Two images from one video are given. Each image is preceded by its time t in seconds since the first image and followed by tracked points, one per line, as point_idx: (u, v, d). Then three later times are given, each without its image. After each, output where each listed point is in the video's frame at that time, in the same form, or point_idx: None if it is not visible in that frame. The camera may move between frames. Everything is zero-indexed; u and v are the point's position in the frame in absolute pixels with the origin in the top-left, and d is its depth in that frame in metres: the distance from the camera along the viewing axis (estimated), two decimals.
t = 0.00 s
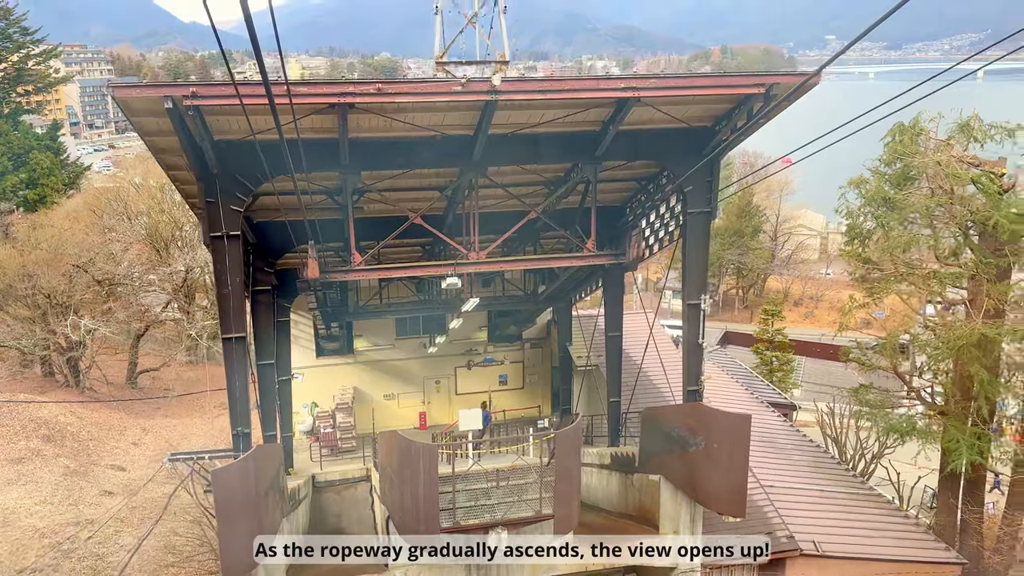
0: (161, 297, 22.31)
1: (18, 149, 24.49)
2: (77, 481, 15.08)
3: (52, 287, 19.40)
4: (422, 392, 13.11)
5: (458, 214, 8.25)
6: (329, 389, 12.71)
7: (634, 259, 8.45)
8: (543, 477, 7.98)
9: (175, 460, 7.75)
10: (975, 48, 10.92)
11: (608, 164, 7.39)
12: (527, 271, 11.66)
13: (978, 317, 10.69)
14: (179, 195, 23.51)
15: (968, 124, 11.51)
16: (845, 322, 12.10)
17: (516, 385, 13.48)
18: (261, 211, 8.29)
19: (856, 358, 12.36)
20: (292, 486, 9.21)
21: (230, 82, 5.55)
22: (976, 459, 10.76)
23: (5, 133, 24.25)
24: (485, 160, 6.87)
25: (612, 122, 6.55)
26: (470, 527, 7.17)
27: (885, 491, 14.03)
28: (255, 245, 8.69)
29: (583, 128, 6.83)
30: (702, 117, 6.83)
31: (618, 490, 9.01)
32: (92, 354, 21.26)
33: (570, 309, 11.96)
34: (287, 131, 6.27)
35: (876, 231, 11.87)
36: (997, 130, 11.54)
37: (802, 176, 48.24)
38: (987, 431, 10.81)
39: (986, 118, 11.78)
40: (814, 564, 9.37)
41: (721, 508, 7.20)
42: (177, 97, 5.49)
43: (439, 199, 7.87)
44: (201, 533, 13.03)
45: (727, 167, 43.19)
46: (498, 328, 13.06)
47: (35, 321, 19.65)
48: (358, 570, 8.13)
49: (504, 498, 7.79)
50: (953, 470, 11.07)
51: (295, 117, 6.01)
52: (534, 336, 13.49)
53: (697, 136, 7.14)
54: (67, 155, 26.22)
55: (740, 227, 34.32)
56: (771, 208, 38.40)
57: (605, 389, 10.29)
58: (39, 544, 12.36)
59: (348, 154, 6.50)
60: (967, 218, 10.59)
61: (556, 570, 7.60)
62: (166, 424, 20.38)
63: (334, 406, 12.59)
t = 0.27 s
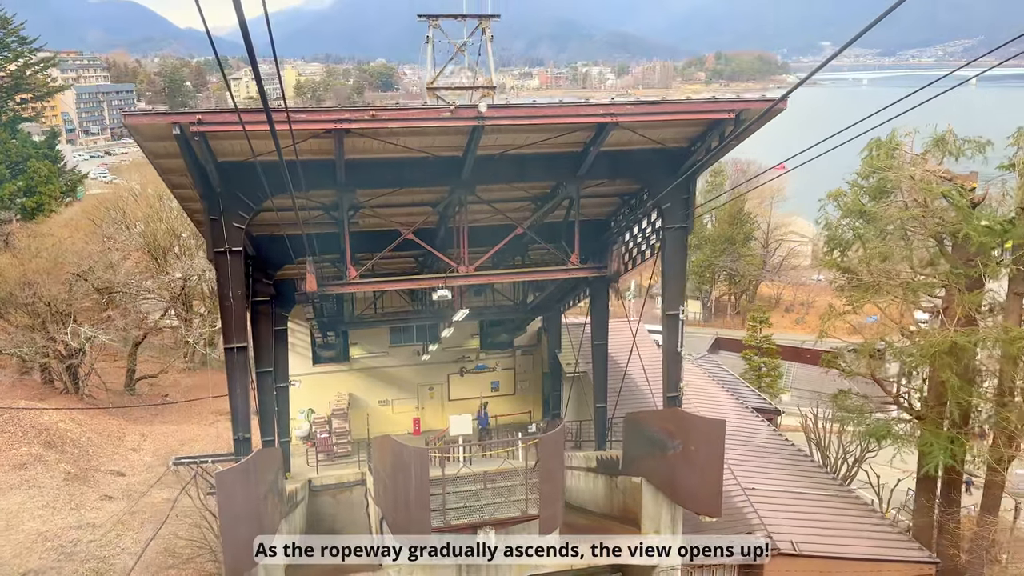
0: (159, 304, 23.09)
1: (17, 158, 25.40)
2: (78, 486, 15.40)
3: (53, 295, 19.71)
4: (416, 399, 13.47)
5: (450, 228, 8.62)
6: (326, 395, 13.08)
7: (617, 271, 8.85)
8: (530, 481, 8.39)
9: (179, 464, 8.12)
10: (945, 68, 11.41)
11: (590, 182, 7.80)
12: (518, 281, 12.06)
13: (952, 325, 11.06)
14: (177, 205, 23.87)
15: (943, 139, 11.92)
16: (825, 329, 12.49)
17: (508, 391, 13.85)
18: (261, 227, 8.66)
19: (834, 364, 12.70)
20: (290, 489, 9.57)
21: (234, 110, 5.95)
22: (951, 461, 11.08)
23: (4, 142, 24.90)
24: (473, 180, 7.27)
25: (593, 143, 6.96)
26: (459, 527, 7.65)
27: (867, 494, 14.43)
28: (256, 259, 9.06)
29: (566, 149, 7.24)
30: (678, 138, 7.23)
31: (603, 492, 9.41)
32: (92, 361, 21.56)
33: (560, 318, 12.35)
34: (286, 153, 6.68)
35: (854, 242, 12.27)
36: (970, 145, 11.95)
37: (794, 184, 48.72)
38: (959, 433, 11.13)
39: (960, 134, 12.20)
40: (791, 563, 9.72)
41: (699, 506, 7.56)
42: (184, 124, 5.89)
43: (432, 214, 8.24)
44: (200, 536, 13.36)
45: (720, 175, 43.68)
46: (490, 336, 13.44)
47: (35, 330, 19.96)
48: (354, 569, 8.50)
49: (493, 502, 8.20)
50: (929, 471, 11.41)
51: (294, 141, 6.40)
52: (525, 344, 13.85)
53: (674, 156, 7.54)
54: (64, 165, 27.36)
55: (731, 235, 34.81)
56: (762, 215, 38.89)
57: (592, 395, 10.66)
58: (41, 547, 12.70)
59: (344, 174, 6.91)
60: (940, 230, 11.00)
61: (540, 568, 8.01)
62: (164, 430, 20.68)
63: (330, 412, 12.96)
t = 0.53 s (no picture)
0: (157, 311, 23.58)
1: (18, 167, 26.08)
2: (81, 491, 15.74)
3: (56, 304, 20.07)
4: (412, 405, 13.83)
5: (443, 241, 9.04)
6: (324, 402, 13.46)
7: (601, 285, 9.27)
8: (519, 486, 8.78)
9: (185, 468, 8.49)
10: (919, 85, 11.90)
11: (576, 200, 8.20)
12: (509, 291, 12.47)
13: (928, 333, 11.48)
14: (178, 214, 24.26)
15: (920, 154, 12.37)
16: (809, 337, 12.90)
17: (501, 398, 14.21)
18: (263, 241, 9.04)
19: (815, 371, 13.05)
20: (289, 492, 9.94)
21: (239, 135, 6.35)
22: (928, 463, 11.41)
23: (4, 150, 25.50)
24: (464, 198, 7.67)
25: (579, 163, 7.37)
26: (450, 528, 8.06)
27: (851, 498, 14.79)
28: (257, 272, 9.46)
29: (552, 168, 7.63)
30: (658, 159, 7.64)
31: (590, 494, 9.78)
32: (93, 369, 21.88)
33: (551, 326, 12.75)
34: (287, 174, 7.07)
35: (835, 253, 12.72)
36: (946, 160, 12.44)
37: (787, 191, 49.25)
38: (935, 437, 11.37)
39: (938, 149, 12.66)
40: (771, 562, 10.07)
41: (680, 509, 8.06)
42: (192, 148, 6.29)
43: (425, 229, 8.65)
44: (201, 539, 13.69)
45: (715, 182, 44.25)
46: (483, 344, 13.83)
47: (37, 338, 20.27)
48: (352, 569, 8.85)
49: (484, 507, 8.59)
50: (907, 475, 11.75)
51: (295, 163, 6.80)
52: (518, 351, 14.23)
53: (655, 175, 7.94)
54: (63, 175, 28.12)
55: (725, 241, 35.36)
56: (756, 222, 39.36)
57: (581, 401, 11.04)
58: (46, 550, 13.03)
59: (342, 193, 7.32)
60: (916, 242, 11.41)
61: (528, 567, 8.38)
62: (165, 436, 21.01)
63: (328, 418, 13.33)
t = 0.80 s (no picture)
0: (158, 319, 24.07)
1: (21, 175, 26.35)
2: (85, 497, 16.08)
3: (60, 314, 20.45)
4: (409, 412, 14.17)
5: (437, 255, 9.42)
6: (323, 409, 13.84)
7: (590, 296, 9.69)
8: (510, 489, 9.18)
9: (191, 473, 8.88)
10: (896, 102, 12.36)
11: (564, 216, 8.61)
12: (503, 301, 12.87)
13: (908, 341, 11.86)
14: (180, 224, 24.68)
15: (901, 167, 12.81)
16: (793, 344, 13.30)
17: (496, 405, 14.54)
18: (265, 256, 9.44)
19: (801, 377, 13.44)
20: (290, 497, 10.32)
21: (246, 160, 6.76)
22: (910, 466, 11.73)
23: (7, 160, 25.62)
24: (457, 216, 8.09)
25: (567, 181, 7.77)
26: (444, 530, 8.50)
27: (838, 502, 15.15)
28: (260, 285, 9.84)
29: (541, 187, 8.04)
30: (643, 178, 8.04)
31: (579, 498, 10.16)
32: (95, 377, 22.23)
33: (544, 334, 13.12)
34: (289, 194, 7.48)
35: (819, 264, 13.15)
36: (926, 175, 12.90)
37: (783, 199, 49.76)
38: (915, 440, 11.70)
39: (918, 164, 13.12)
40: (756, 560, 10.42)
41: (665, 510, 8.52)
42: (201, 172, 6.70)
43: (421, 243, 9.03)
44: (204, 543, 14.06)
45: (711, 190, 44.76)
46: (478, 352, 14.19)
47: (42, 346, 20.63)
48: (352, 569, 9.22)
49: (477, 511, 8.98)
50: (888, 478, 12.12)
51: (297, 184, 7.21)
52: (512, 359, 14.58)
53: (640, 193, 8.35)
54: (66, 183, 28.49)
55: (720, 249, 35.80)
56: (751, 230, 39.82)
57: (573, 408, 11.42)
58: (53, 554, 13.40)
59: (341, 212, 7.75)
60: (895, 254, 11.81)
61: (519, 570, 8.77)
62: (166, 443, 21.32)
63: (327, 425, 13.69)
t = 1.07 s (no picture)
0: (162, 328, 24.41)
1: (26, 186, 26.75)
2: (91, 503, 16.46)
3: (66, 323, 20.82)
4: (407, 420, 14.50)
5: (434, 269, 9.83)
6: (323, 417, 14.24)
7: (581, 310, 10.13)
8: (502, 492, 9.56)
9: (199, 479, 9.29)
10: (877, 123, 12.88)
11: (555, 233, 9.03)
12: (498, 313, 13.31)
13: (889, 350, 12.25)
14: (184, 234, 25.12)
15: (885, 183, 13.28)
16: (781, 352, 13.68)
17: (493, 412, 14.87)
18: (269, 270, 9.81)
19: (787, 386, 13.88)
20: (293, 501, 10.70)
21: (253, 182, 7.20)
22: (895, 471, 12.07)
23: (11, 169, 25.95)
24: (453, 233, 8.53)
25: (557, 200, 8.20)
26: (442, 530, 8.90)
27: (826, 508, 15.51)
28: (263, 298, 10.22)
29: (532, 206, 8.48)
30: (629, 198, 8.48)
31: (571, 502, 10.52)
32: (100, 385, 22.63)
33: (539, 344, 13.52)
34: (292, 214, 7.91)
35: (805, 275, 13.52)
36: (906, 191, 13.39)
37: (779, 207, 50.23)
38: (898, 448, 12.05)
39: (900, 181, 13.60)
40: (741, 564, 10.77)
41: (651, 513, 8.87)
42: (211, 195, 7.15)
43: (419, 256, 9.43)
44: (208, 547, 14.45)
45: (708, 200, 45.24)
46: (475, 361, 14.57)
47: (48, 355, 21.02)
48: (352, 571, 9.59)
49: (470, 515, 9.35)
50: (873, 484, 12.45)
51: (301, 205, 7.64)
52: (509, 368, 14.93)
53: (628, 211, 8.76)
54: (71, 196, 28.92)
55: (717, 258, 36.25)
56: (748, 239, 40.21)
57: (565, 415, 11.83)
58: (61, 558, 13.78)
59: (342, 229, 8.22)
60: (876, 266, 12.21)
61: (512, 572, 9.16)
62: (170, 450, 21.67)
63: (327, 432, 14.08)
